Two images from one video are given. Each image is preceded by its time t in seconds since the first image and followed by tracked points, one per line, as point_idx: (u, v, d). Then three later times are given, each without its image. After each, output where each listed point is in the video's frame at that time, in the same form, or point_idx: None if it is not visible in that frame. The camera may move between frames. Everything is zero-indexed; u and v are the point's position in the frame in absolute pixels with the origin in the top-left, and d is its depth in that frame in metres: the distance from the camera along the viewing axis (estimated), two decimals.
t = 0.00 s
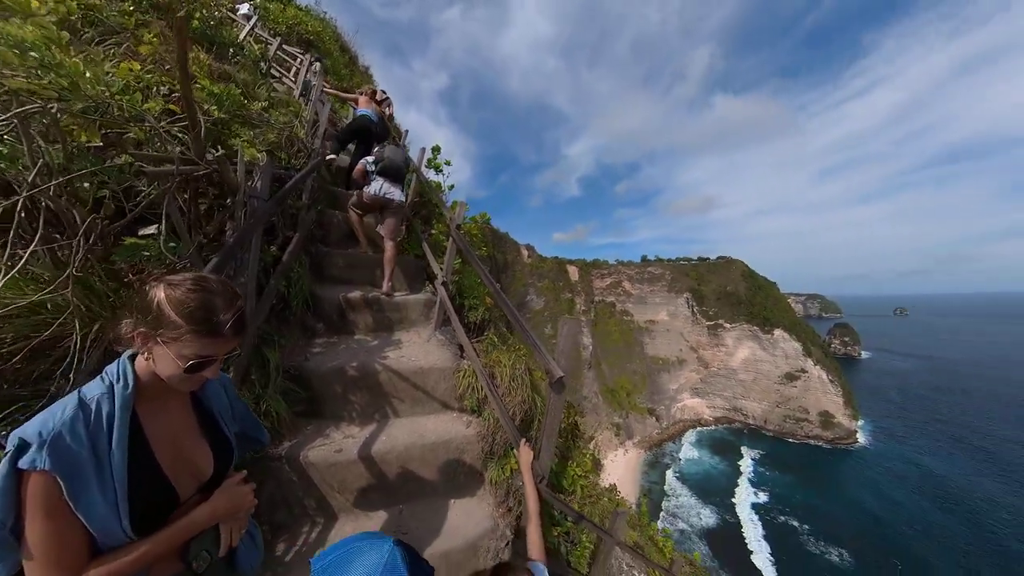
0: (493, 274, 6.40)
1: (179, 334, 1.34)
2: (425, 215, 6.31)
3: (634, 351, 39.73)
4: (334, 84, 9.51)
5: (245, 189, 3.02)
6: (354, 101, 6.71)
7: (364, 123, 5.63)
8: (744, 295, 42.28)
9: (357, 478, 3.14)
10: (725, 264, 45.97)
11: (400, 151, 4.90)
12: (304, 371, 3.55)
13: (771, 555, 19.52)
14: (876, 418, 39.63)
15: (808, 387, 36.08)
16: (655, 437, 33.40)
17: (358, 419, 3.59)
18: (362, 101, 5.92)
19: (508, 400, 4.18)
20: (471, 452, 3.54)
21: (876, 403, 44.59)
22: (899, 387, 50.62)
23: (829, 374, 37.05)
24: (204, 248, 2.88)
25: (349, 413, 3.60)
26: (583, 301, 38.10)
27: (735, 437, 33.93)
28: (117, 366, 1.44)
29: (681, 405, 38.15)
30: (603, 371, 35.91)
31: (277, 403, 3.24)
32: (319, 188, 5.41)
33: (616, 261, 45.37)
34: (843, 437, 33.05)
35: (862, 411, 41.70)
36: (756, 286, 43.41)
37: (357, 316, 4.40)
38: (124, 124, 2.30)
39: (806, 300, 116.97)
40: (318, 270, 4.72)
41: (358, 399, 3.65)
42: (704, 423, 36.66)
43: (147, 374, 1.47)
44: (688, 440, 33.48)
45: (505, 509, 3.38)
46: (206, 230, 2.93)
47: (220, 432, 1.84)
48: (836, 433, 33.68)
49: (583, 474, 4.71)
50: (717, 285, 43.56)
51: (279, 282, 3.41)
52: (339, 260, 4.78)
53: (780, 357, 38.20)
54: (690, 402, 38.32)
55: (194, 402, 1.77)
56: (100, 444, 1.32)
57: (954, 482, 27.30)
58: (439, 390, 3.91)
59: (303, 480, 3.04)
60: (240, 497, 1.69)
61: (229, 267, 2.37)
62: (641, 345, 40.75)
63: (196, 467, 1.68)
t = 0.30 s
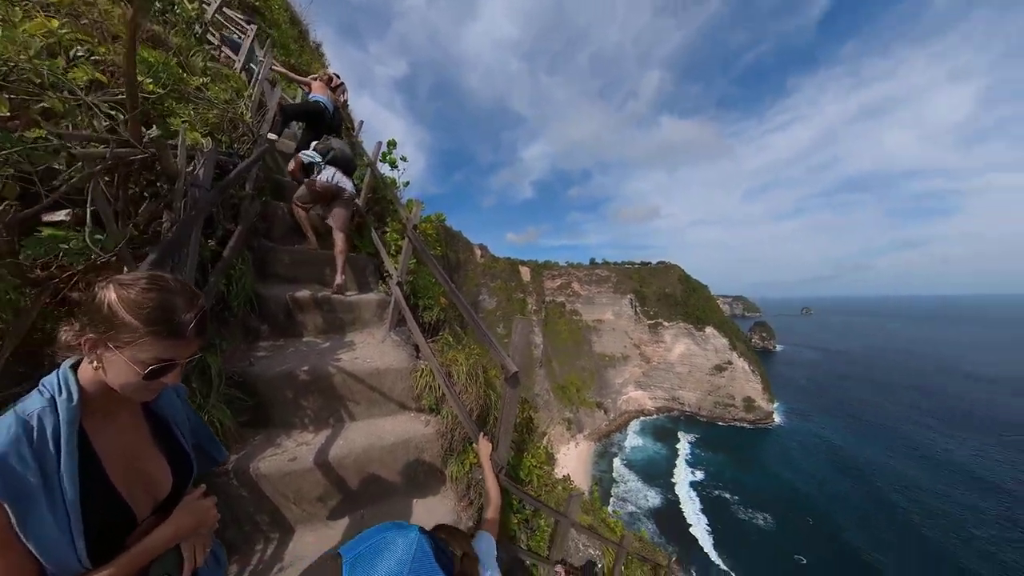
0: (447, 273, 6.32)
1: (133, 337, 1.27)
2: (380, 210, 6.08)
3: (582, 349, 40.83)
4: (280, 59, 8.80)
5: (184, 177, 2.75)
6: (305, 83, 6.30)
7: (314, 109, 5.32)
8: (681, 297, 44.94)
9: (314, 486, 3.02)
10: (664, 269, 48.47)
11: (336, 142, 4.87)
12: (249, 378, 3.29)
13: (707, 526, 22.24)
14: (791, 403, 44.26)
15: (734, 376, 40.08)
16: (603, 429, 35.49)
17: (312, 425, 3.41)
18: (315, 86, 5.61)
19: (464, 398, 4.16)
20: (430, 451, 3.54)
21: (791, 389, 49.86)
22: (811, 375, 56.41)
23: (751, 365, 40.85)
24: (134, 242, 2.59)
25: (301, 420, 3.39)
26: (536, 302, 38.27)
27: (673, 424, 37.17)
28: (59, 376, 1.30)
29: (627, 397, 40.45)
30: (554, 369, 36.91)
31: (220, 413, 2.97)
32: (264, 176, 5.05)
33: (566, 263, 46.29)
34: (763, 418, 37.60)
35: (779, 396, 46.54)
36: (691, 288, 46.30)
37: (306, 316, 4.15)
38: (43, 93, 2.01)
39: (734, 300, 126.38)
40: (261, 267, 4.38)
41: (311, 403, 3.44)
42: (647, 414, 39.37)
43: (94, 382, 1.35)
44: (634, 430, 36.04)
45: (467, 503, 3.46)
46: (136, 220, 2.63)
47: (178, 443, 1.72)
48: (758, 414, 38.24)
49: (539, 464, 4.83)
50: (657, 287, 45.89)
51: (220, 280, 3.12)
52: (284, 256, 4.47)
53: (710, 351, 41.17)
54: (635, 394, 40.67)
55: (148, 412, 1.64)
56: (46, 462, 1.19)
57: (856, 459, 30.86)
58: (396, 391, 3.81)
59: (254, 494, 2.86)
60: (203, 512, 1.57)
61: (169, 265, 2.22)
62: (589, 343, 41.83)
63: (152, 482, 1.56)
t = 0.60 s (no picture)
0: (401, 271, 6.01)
1: (28, 353, 1.02)
2: (327, 203, 5.69)
3: (536, 347, 41.09)
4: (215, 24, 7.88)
5: (93, 152, 2.38)
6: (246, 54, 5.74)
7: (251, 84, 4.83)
8: (629, 297, 46.64)
9: (260, 511, 2.73)
10: (613, 270, 50.01)
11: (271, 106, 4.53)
12: (175, 391, 2.87)
13: (657, 508, 24.41)
14: (726, 392, 47.69)
15: (676, 368, 42.56)
16: (558, 424, 36.36)
17: (253, 441, 3.07)
18: (255, 60, 5.11)
19: (422, 402, 3.95)
20: (388, 460, 3.33)
21: (725, 378, 53.76)
22: (744, 366, 60.97)
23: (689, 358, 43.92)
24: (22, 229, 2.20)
25: (241, 437, 3.04)
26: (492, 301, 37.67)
27: (623, 415, 39.09)
28: None
29: (580, 392, 41.56)
30: (509, 367, 37.01)
31: (141, 436, 2.58)
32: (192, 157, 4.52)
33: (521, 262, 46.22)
34: (701, 405, 40.93)
35: (716, 386, 50.00)
36: (638, 289, 48.17)
37: (243, 319, 3.75)
38: None
39: (675, 299, 133.74)
40: (189, 262, 3.92)
41: (252, 418, 3.09)
42: (599, 407, 40.83)
43: None
44: (586, 422, 37.41)
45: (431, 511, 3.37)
46: (27, 200, 2.23)
47: (100, 480, 1.45)
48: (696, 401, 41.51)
49: (500, 464, 4.71)
50: (607, 287, 47.23)
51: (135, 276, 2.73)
52: (217, 251, 4.04)
53: (655, 346, 43.19)
54: (587, 389, 41.91)
55: (55, 445, 1.34)
56: None
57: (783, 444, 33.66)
58: (348, 399, 3.54)
59: (188, 529, 2.51)
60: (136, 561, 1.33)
61: (71, 254, 1.91)
62: (542, 341, 42.16)
63: (72, 534, 1.28)
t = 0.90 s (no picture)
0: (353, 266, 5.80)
1: None
2: (273, 193, 5.43)
3: (495, 346, 40.96)
4: None
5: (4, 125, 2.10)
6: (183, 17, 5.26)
7: (187, 44, 4.45)
8: (586, 296, 47.72)
9: (203, 520, 2.54)
10: (570, 269, 50.89)
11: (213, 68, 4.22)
12: (98, 395, 2.56)
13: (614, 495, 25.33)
14: (675, 384, 50.13)
15: (629, 363, 44.20)
16: (519, 422, 36.51)
17: (191, 448, 2.84)
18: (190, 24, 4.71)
19: (376, 400, 3.86)
20: (341, 460, 3.25)
21: (673, 371, 56.54)
22: (690, 360, 64.33)
23: (640, 354, 45.93)
24: None
25: (177, 444, 2.79)
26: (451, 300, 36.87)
27: (581, 409, 40.09)
28: None
29: (539, 390, 41.92)
30: (468, 367, 36.60)
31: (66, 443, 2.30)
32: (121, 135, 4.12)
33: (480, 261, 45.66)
34: (652, 396, 42.84)
35: (666, 379, 52.42)
36: (593, 288, 49.40)
37: (177, 315, 3.47)
38: None
39: (630, 299, 137.04)
40: (113, 251, 3.53)
41: (189, 422, 2.87)
42: (558, 403, 41.48)
43: None
44: (546, 418, 37.92)
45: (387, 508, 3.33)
46: None
47: (37, 482, 1.27)
48: (648, 393, 43.38)
49: (457, 458, 4.66)
50: (564, 287, 47.94)
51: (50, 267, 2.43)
52: (148, 240, 3.70)
53: (610, 343, 44.52)
54: (546, 387, 42.43)
55: None
56: None
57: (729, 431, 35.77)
58: (297, 399, 3.39)
59: (121, 545, 2.26)
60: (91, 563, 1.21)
61: None
62: (502, 340, 42.09)
63: (9, 541, 1.13)
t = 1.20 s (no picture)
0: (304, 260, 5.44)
1: None
2: (212, 176, 5.05)
3: (461, 346, 40.45)
4: None
5: None
6: None
7: None
8: (551, 296, 48.19)
9: (119, 552, 2.27)
10: (535, 269, 51.19)
11: (137, 22, 4.00)
12: None
13: (580, 488, 25.79)
14: (637, 380, 51.68)
15: (593, 361, 45.14)
16: (486, 421, 36.37)
17: (106, 467, 2.54)
18: None
19: (326, 405, 3.64)
20: (283, 472, 3.08)
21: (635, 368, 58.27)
22: (650, 356, 66.45)
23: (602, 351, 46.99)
24: None
25: (85, 463, 2.48)
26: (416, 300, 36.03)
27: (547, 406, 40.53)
28: None
29: (506, 388, 41.99)
30: (434, 368, 35.96)
31: None
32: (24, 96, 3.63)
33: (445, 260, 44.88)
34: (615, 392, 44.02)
35: (628, 375, 53.94)
36: (558, 288, 49.97)
37: (91, 313, 3.12)
38: None
39: (593, 300, 139.57)
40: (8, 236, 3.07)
41: (102, 437, 2.54)
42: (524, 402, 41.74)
43: None
44: (512, 417, 38.05)
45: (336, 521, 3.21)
46: None
47: None
48: (610, 389, 44.31)
49: (418, 464, 4.43)
50: (530, 287, 48.14)
51: None
52: (52, 225, 3.28)
53: (575, 341, 45.22)
54: (512, 386, 42.53)
55: None
56: None
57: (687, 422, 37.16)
58: (234, 406, 3.17)
59: None
60: None
61: None
62: (467, 340, 41.66)
63: None
